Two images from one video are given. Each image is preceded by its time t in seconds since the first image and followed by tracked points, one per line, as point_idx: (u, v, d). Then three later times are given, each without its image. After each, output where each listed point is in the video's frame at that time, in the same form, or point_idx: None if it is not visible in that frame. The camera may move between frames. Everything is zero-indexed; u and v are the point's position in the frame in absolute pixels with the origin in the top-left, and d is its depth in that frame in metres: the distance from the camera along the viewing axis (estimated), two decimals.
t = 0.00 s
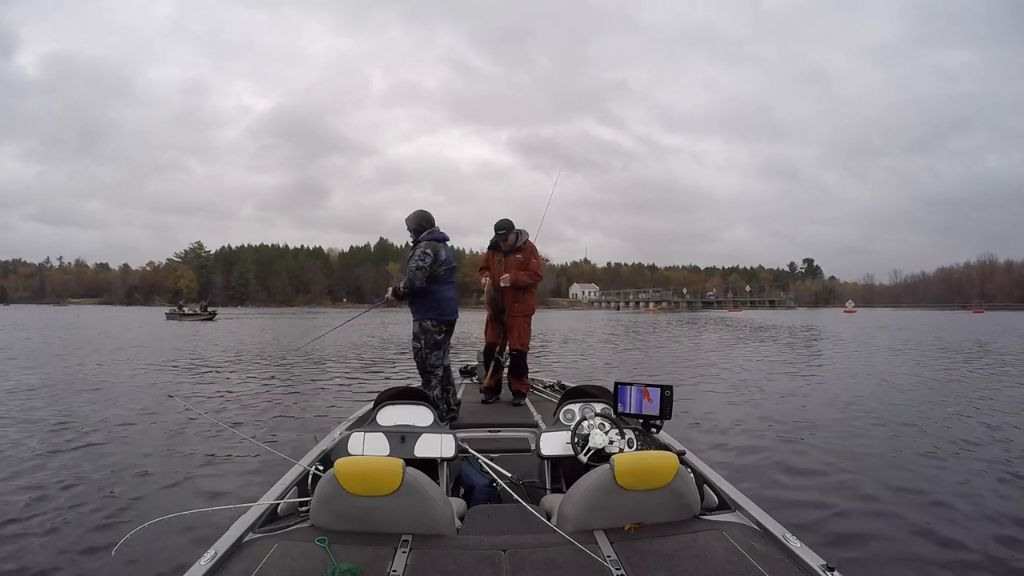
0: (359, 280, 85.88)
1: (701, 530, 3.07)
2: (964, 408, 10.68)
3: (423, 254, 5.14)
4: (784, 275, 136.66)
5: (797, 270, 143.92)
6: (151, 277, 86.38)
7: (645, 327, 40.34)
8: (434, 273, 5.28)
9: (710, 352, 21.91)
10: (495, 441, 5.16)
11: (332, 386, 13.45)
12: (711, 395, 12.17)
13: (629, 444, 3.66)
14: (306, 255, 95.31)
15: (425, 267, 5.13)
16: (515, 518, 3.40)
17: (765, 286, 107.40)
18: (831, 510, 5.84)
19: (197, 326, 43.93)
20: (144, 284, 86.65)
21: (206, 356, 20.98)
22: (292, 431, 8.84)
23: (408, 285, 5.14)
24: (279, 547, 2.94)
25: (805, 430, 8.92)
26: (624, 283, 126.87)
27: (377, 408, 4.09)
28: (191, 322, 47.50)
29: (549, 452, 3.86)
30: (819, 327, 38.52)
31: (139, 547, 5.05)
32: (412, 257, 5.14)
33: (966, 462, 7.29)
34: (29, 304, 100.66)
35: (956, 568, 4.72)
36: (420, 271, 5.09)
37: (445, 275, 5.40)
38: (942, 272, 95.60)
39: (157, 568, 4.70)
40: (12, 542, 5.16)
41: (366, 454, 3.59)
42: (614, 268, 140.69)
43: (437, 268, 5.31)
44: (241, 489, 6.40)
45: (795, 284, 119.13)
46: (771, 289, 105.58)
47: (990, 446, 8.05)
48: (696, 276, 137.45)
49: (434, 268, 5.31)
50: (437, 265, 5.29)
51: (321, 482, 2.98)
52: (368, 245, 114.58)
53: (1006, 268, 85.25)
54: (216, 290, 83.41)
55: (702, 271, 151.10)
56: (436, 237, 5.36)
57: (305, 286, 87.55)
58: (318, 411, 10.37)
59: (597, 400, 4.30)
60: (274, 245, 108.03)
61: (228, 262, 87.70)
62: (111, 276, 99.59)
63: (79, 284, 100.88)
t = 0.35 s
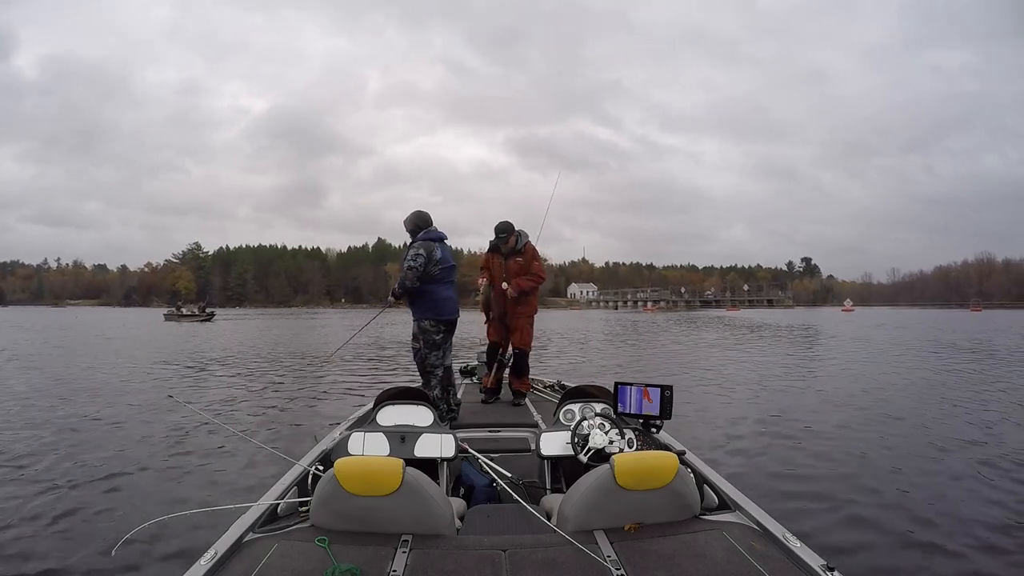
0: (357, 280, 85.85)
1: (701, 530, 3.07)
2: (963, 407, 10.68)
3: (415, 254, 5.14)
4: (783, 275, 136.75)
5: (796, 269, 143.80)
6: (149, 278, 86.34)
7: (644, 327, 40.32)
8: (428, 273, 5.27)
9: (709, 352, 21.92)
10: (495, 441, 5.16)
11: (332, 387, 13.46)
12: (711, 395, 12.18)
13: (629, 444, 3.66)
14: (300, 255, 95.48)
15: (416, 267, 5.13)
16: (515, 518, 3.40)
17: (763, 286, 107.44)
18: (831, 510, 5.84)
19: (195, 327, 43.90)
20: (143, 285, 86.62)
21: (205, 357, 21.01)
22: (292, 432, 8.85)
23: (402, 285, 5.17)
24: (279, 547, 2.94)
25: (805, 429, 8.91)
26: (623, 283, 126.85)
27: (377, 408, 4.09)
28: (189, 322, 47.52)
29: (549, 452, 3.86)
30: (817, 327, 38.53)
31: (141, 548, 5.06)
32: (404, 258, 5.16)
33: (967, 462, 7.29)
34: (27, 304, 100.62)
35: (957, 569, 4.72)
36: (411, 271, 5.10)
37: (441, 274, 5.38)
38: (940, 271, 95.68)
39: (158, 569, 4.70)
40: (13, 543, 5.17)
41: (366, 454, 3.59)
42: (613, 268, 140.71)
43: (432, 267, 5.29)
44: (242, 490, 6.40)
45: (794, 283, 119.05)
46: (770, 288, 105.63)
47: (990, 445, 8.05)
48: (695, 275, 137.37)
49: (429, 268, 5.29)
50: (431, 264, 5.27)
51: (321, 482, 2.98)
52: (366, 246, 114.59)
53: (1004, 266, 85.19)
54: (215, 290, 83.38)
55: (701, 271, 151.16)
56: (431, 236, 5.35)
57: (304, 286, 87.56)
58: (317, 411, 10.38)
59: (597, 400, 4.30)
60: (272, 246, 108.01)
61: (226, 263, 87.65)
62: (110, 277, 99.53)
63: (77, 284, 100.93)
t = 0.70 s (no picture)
0: (355, 280, 85.85)
1: (701, 530, 3.08)
2: (961, 407, 10.69)
3: (412, 254, 5.15)
4: (781, 275, 136.91)
5: (794, 269, 143.90)
6: (146, 278, 86.20)
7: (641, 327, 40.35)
8: (424, 273, 5.27)
9: (707, 352, 21.93)
10: (495, 440, 5.16)
11: (331, 387, 13.47)
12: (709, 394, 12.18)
13: (629, 444, 3.66)
14: (298, 255, 95.40)
15: (412, 267, 5.14)
16: (515, 518, 3.41)
17: (761, 286, 107.46)
18: (831, 508, 5.84)
19: (191, 326, 43.79)
20: (140, 285, 86.48)
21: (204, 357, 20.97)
22: (291, 432, 8.83)
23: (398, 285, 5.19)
24: (279, 547, 2.94)
25: (804, 429, 8.92)
26: (621, 283, 126.87)
27: (377, 408, 4.09)
28: (186, 322, 47.53)
29: (549, 452, 3.86)
30: (814, 327, 38.53)
31: (140, 548, 5.05)
32: (401, 257, 5.18)
33: (966, 461, 7.30)
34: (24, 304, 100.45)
35: (958, 567, 4.72)
36: (406, 271, 5.13)
37: (438, 275, 5.36)
38: (938, 271, 95.83)
39: (158, 569, 4.69)
40: (12, 543, 5.16)
41: (366, 454, 3.59)
42: (611, 268, 140.71)
43: (428, 267, 5.29)
44: (242, 490, 6.39)
45: (791, 283, 119.16)
46: (768, 288, 105.74)
47: (990, 444, 8.06)
48: (694, 275, 137.47)
49: (425, 268, 5.29)
50: (427, 265, 5.26)
51: (321, 482, 2.98)
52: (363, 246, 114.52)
53: (1002, 266, 85.35)
54: (212, 291, 83.25)
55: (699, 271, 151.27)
56: (428, 237, 5.35)
57: (302, 286, 87.49)
58: (316, 411, 10.37)
59: (597, 400, 4.31)
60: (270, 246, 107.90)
61: (224, 262, 87.62)
62: (107, 277, 99.36)
63: (75, 285, 100.79)
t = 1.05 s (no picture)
0: (353, 280, 85.85)
1: (701, 530, 3.08)
2: (960, 408, 10.70)
3: (410, 254, 5.16)
4: (779, 275, 137.02)
5: (793, 269, 144.01)
6: (144, 278, 86.08)
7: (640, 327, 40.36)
8: (422, 273, 5.28)
9: (706, 352, 21.94)
10: (495, 441, 5.16)
11: (330, 386, 13.46)
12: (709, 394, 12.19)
13: (629, 444, 3.66)
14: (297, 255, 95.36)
15: (411, 267, 5.15)
16: (515, 518, 3.40)
17: (760, 286, 107.49)
18: (830, 508, 5.85)
19: (189, 326, 43.73)
20: (138, 284, 86.35)
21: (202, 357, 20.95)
22: (291, 432, 8.82)
23: (397, 286, 5.20)
24: (279, 547, 2.94)
25: (804, 429, 8.92)
26: (619, 284, 126.85)
27: (377, 408, 4.09)
28: (184, 321, 47.53)
29: (549, 452, 3.86)
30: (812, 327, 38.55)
31: (141, 548, 5.04)
32: (400, 257, 5.19)
33: (965, 461, 7.30)
34: (21, 304, 100.31)
35: (959, 567, 4.73)
36: (404, 272, 5.13)
37: (437, 275, 5.36)
38: (936, 271, 95.93)
39: (159, 569, 4.69)
40: (12, 543, 5.15)
41: (366, 454, 3.59)
42: (610, 268, 140.71)
43: (426, 267, 5.30)
44: (242, 490, 6.38)
45: (790, 284, 119.31)
46: (766, 288, 105.77)
47: (990, 445, 8.06)
48: (692, 275, 137.54)
49: (424, 268, 5.30)
50: (426, 265, 5.27)
51: (321, 482, 2.98)
52: (361, 246, 114.43)
53: (999, 267, 85.52)
54: (211, 291, 83.16)
55: (697, 271, 151.36)
56: (427, 237, 5.35)
57: (300, 286, 87.43)
58: (316, 411, 10.35)
59: (597, 400, 4.31)
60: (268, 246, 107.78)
61: (222, 262, 87.61)
62: (105, 276, 99.17)
63: (73, 284, 100.65)
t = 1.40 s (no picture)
0: (351, 280, 85.81)
1: (701, 530, 3.08)
2: (958, 408, 10.72)
3: (406, 255, 5.19)
4: (777, 275, 137.17)
5: (790, 269, 144.17)
6: (142, 278, 85.94)
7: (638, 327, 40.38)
8: (419, 273, 5.29)
9: (704, 352, 21.96)
10: (495, 441, 5.16)
11: (330, 386, 13.46)
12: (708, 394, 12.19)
13: (629, 444, 3.66)
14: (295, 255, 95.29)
15: (406, 268, 5.19)
16: (515, 518, 3.41)
17: (757, 286, 107.57)
18: (830, 508, 5.86)
19: (187, 326, 43.64)
20: (136, 284, 86.19)
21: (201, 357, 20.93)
22: (291, 432, 8.82)
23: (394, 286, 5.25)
24: (279, 547, 2.93)
25: (804, 429, 8.93)
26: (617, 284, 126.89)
27: (377, 408, 4.09)
28: (181, 321, 47.45)
29: (549, 452, 3.87)
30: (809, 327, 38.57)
31: (141, 548, 5.03)
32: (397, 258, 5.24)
33: (964, 461, 7.32)
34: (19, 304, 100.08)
35: (959, 567, 4.73)
36: (400, 272, 5.17)
37: (434, 275, 5.35)
38: (933, 271, 96.07)
39: (160, 568, 4.68)
40: (11, 544, 5.14)
41: (366, 454, 3.59)
42: (608, 268, 140.74)
43: (423, 268, 5.31)
44: (243, 490, 6.38)
45: (787, 284, 119.47)
46: (763, 289, 105.87)
47: (988, 445, 8.08)
48: (690, 275, 137.65)
49: (421, 269, 5.31)
50: (422, 265, 5.28)
51: (321, 482, 2.98)
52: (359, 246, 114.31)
53: (996, 267, 85.74)
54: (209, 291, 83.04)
55: (695, 271, 151.50)
56: (425, 237, 5.36)
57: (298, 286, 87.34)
58: (315, 411, 10.35)
59: (597, 400, 4.31)
60: (266, 246, 107.64)
61: (220, 262, 87.51)
62: (102, 276, 98.96)
63: (70, 284, 100.46)
